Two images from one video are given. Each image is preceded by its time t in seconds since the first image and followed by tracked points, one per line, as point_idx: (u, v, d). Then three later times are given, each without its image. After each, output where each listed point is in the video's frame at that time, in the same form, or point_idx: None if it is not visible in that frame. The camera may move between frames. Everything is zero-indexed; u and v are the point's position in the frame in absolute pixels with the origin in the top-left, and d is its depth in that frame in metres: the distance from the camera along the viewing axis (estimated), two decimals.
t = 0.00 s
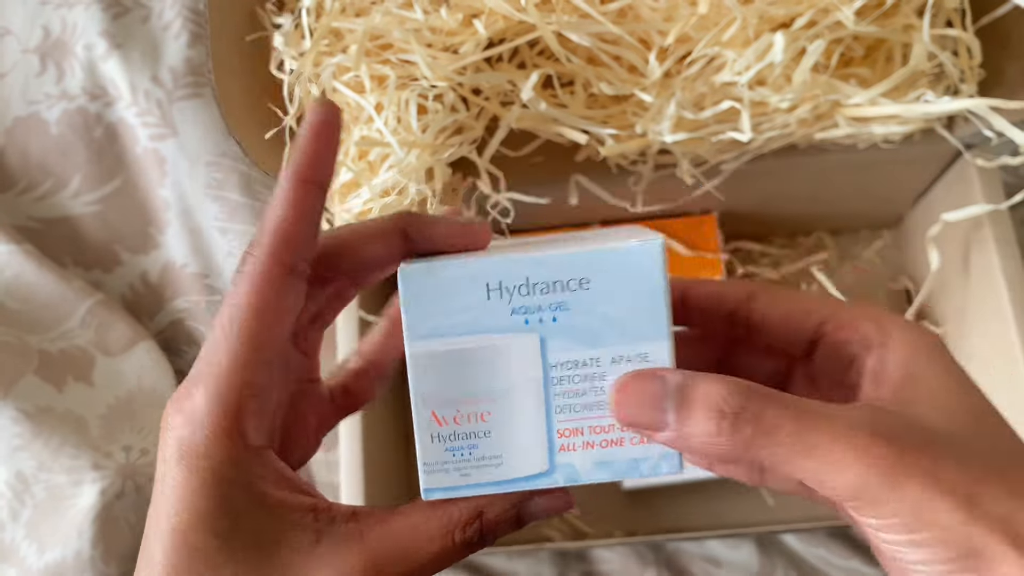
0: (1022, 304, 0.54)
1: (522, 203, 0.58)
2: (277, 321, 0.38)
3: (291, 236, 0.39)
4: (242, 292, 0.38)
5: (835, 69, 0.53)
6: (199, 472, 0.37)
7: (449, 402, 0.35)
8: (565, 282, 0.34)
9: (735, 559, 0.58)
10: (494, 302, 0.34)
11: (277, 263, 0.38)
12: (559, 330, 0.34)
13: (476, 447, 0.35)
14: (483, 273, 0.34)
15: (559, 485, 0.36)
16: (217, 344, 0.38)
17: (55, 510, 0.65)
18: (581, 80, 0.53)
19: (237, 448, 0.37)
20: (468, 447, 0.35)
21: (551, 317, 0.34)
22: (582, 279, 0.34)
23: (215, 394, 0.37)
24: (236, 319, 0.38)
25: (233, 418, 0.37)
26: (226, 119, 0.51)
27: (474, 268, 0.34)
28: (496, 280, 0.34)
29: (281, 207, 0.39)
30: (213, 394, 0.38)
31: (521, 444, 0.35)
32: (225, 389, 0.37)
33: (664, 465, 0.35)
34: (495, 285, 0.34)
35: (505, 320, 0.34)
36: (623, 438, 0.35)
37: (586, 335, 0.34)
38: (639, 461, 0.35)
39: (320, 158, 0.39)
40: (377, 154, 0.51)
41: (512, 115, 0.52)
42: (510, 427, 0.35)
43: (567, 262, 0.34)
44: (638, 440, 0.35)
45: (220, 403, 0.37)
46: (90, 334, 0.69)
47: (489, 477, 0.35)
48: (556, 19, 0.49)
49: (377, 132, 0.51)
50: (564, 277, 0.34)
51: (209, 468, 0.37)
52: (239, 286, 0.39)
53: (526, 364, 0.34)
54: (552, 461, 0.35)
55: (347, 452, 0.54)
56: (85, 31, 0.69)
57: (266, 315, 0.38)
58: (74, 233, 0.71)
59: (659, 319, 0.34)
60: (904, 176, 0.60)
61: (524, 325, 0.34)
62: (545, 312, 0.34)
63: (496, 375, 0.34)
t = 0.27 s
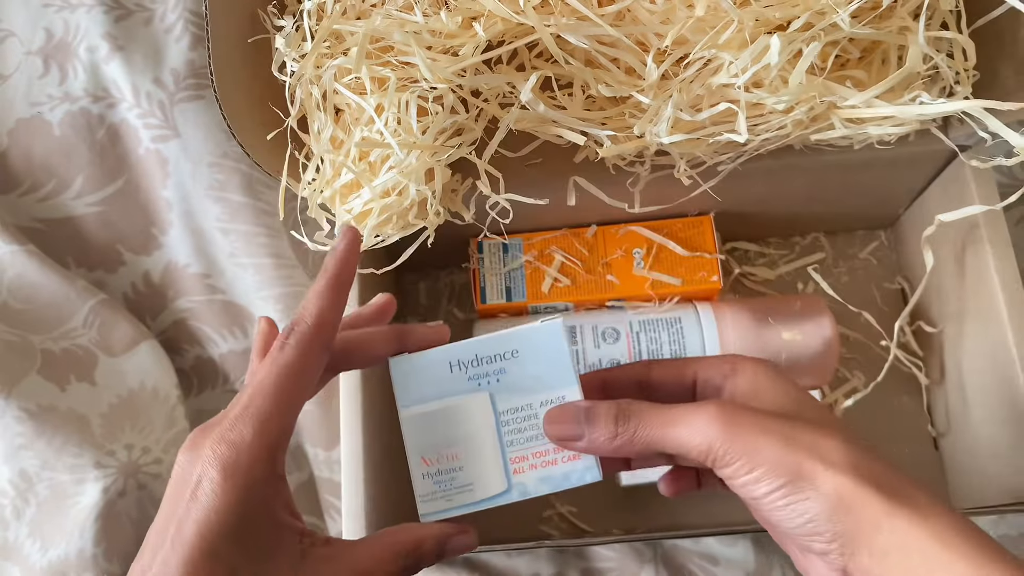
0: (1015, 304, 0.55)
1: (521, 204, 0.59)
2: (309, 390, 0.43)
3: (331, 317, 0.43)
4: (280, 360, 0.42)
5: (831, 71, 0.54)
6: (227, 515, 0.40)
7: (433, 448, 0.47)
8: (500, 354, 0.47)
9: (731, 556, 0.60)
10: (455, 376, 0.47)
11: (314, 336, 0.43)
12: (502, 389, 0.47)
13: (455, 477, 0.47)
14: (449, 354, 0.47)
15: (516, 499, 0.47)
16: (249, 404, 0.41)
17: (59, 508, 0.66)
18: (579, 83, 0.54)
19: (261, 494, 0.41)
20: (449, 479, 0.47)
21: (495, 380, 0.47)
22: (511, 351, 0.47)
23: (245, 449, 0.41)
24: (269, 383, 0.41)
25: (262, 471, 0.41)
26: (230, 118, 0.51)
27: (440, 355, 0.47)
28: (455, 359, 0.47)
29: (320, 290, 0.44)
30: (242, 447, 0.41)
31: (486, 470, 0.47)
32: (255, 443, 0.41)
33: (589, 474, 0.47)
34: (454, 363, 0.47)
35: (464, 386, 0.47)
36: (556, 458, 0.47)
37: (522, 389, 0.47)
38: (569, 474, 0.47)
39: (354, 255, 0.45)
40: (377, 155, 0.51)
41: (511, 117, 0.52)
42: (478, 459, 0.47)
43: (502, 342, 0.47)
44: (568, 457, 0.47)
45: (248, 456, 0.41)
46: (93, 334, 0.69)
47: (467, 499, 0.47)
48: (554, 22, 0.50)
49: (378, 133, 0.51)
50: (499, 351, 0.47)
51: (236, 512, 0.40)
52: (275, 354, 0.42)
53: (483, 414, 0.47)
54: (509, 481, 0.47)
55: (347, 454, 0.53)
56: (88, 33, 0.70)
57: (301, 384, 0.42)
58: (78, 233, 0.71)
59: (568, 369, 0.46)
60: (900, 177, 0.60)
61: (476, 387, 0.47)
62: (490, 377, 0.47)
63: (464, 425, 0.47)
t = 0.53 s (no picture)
0: (1017, 303, 0.55)
1: (522, 203, 0.59)
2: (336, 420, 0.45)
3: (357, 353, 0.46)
4: (311, 391, 0.44)
5: (833, 71, 0.54)
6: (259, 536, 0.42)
7: (422, 485, 0.52)
8: (482, 401, 0.53)
9: (734, 554, 0.59)
10: (444, 424, 0.52)
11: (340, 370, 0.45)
12: (485, 432, 0.53)
13: (444, 512, 0.52)
14: (432, 405, 0.53)
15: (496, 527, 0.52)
16: (280, 433, 0.44)
17: (62, 506, 0.66)
18: (582, 82, 0.54)
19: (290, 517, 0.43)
20: (439, 514, 0.52)
21: (478, 424, 0.53)
22: (490, 399, 0.53)
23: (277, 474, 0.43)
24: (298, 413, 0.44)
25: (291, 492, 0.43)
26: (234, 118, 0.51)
27: (422, 406, 0.53)
28: (442, 409, 0.53)
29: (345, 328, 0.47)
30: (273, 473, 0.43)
31: (471, 504, 0.52)
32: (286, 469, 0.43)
33: (559, 503, 0.53)
34: (442, 412, 0.53)
35: (451, 432, 0.52)
36: (531, 489, 0.52)
37: (502, 432, 0.52)
38: (544, 504, 0.52)
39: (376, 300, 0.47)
40: (379, 155, 0.51)
41: (513, 116, 0.52)
42: (465, 495, 0.52)
43: (482, 391, 0.53)
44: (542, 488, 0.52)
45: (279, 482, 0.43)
46: (96, 333, 0.69)
47: (457, 529, 0.52)
48: (557, 22, 0.50)
49: (380, 132, 0.51)
50: (481, 398, 0.53)
51: (268, 532, 0.43)
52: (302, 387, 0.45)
53: (468, 457, 0.52)
54: (491, 513, 0.52)
55: (352, 453, 0.53)
56: (91, 33, 0.70)
57: (331, 413, 0.45)
58: (80, 232, 0.71)
59: (540, 413, 0.53)
60: (902, 176, 0.61)
61: (462, 432, 0.52)
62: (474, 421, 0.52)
63: (451, 467, 0.52)
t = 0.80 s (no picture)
0: (1018, 305, 0.54)
1: (522, 205, 0.59)
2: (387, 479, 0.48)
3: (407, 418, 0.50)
4: (369, 449, 0.48)
5: (833, 73, 0.54)
6: None
7: (411, 485, 0.54)
8: (469, 413, 0.54)
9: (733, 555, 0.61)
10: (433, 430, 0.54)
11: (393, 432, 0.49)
12: (468, 442, 0.53)
13: (425, 512, 0.53)
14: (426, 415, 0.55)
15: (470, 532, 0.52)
16: (343, 484, 0.46)
17: (62, 507, 0.66)
18: (581, 85, 0.54)
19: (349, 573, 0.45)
20: (421, 514, 0.53)
21: (462, 435, 0.53)
22: (477, 411, 0.54)
23: (340, 530, 0.45)
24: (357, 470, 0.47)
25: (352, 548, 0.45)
26: (233, 122, 0.51)
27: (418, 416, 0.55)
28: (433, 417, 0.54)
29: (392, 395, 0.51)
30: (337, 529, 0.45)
31: (450, 507, 0.53)
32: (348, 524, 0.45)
33: (528, 511, 0.51)
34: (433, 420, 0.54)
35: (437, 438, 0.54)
36: (501, 497, 0.52)
37: (482, 443, 0.53)
38: (513, 513, 0.52)
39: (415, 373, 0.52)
40: (379, 157, 0.51)
41: (513, 119, 0.52)
42: (444, 498, 0.53)
43: (468, 404, 0.54)
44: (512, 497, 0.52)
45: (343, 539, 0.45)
46: (96, 334, 0.69)
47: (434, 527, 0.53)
48: (556, 24, 0.50)
49: (380, 135, 0.51)
50: (468, 410, 0.54)
51: None
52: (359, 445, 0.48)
53: (450, 465, 0.53)
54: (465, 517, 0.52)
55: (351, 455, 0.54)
56: (91, 34, 0.70)
57: (384, 470, 0.48)
58: (80, 233, 0.71)
59: (519, 428, 0.53)
60: (901, 177, 0.61)
61: (446, 440, 0.54)
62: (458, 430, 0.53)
63: (433, 472, 0.53)
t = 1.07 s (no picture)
0: (1017, 312, 0.54)
1: (520, 212, 0.59)
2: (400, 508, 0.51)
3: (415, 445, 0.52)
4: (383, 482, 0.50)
5: (831, 79, 0.54)
6: None
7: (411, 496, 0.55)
8: (478, 432, 0.57)
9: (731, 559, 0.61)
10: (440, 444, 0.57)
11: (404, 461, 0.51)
12: (475, 460, 0.56)
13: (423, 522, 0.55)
14: (434, 429, 0.58)
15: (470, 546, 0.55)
16: (363, 517, 0.49)
17: (59, 511, 0.66)
18: (579, 92, 0.53)
19: None
20: (419, 524, 0.55)
21: (470, 452, 0.57)
22: (486, 431, 0.57)
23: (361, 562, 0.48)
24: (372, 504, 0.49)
25: None
26: (230, 129, 0.51)
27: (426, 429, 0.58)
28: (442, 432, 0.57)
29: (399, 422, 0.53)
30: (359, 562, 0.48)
31: (451, 520, 0.55)
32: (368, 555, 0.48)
33: (531, 532, 0.55)
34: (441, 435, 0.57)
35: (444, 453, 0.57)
36: (506, 516, 0.55)
37: (489, 462, 0.56)
38: (516, 532, 0.55)
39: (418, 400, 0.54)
40: (376, 166, 0.51)
41: (511, 126, 0.52)
42: (446, 511, 0.55)
43: (476, 422, 0.58)
44: (517, 518, 0.55)
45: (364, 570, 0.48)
46: (93, 337, 0.69)
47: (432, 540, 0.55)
48: (554, 32, 0.49)
49: (377, 143, 0.51)
50: (478, 430, 0.57)
51: None
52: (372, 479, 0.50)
53: (455, 479, 0.56)
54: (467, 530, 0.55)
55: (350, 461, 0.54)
56: (88, 36, 0.70)
57: (400, 497, 0.51)
58: (77, 236, 0.71)
59: (528, 452, 0.57)
60: (900, 182, 0.60)
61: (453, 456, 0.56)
62: (467, 449, 0.57)
63: (436, 485, 0.55)
